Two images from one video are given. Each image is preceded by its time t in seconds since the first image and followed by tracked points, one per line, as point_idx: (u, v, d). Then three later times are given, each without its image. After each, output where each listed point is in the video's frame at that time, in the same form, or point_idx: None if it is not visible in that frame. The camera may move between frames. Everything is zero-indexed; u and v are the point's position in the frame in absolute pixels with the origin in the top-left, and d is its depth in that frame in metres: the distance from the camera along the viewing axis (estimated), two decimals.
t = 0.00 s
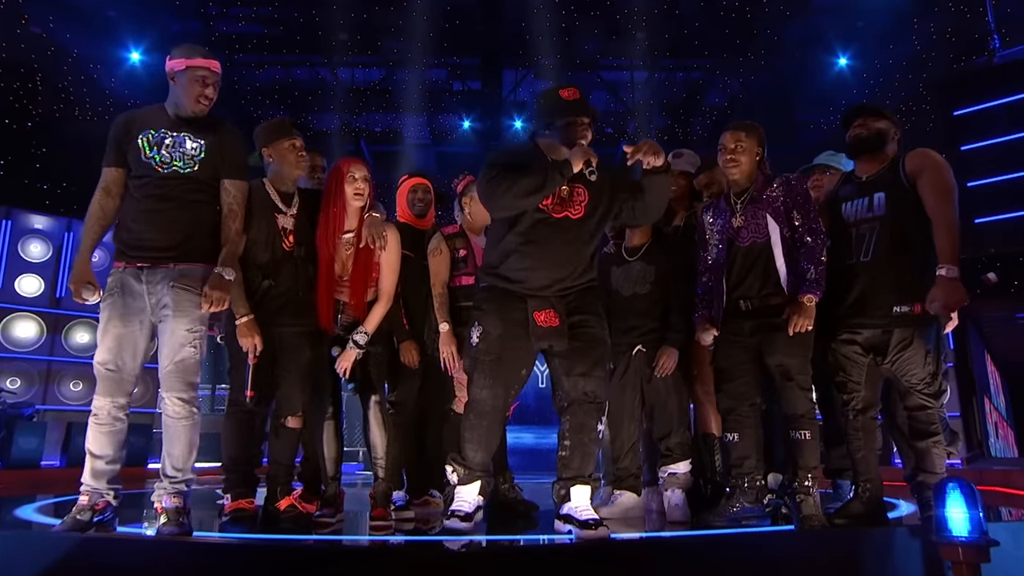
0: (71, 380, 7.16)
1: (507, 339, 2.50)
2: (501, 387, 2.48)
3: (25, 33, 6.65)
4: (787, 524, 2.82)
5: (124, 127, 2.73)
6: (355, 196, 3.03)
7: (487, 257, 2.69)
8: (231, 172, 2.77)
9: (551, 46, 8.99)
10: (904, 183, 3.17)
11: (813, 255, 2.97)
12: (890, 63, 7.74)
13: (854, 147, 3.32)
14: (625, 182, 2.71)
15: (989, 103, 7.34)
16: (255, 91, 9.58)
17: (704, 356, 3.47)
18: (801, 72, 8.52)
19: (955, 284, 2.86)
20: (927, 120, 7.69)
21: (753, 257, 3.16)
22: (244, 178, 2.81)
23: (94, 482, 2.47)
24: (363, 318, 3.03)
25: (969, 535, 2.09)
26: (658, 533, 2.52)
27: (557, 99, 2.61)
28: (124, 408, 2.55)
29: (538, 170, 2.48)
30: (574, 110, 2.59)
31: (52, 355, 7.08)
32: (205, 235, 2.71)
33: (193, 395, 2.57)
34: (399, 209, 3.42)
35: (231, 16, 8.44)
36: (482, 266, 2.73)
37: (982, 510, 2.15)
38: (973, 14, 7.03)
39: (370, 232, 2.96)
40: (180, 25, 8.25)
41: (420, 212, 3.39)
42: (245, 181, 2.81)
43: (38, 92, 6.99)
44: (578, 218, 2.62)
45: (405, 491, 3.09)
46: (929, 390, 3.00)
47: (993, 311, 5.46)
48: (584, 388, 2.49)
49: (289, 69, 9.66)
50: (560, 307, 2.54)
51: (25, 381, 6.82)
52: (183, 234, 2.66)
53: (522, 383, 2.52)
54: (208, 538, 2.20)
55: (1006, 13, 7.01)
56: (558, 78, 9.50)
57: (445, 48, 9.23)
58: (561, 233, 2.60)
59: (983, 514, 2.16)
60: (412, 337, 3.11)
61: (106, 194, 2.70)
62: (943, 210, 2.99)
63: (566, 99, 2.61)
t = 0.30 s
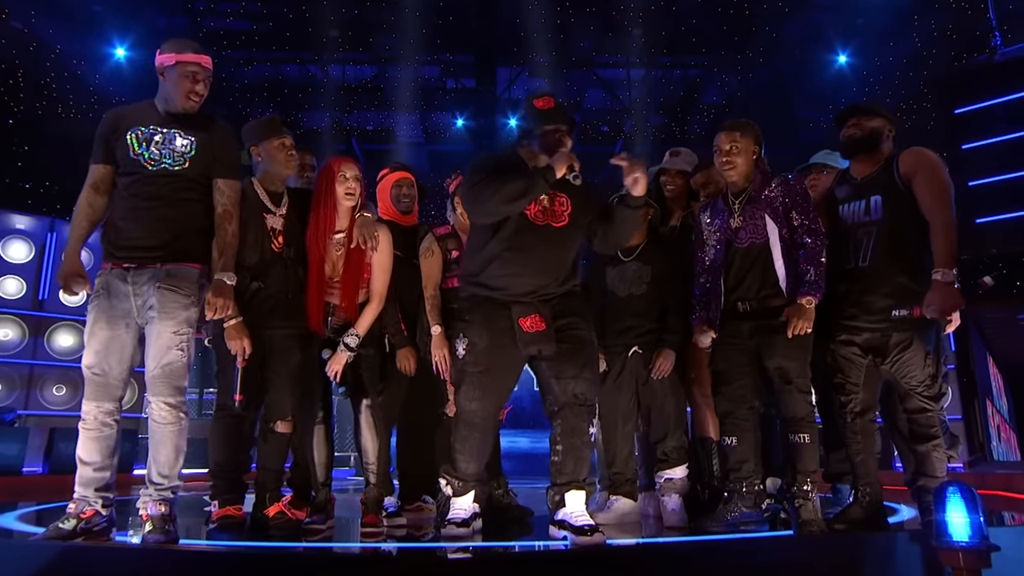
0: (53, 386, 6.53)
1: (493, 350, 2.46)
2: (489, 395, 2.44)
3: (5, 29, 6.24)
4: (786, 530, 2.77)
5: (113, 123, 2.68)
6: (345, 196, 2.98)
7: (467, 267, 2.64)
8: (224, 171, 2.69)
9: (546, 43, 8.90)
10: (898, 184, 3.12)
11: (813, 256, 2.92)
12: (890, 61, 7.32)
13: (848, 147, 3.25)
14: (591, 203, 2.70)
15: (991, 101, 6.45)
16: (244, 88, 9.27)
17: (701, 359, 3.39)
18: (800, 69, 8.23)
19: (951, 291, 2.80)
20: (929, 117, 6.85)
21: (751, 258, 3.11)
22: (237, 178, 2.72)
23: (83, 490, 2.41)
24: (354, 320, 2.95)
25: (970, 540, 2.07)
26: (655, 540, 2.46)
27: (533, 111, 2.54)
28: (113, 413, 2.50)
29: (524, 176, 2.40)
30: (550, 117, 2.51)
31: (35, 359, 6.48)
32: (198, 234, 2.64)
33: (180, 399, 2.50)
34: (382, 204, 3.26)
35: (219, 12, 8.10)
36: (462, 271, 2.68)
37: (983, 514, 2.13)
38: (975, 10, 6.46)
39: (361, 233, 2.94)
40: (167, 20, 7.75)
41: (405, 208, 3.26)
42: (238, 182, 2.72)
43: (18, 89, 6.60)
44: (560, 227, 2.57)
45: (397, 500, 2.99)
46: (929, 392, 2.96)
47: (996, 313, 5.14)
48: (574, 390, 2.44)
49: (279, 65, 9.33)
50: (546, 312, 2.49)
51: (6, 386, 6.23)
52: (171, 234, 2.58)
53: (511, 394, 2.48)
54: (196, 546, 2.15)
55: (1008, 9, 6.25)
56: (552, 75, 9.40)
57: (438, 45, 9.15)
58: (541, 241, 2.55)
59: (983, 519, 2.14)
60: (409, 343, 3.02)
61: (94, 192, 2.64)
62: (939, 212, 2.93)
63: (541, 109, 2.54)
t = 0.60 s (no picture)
0: (33, 390, 5.34)
1: (465, 351, 2.43)
2: (466, 398, 2.42)
3: None
4: (785, 539, 2.72)
5: (92, 121, 2.60)
6: (336, 195, 2.91)
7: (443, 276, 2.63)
8: (206, 169, 2.62)
9: (542, 41, 8.73)
10: (888, 190, 3.06)
11: (813, 258, 2.87)
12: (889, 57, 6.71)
13: (838, 155, 3.19)
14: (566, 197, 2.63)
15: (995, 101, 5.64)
16: (232, 84, 9.11)
17: (699, 364, 3.32)
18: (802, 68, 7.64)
19: (926, 300, 2.77)
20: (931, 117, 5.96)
21: (750, 259, 3.04)
22: (219, 178, 2.66)
23: (64, 498, 2.33)
24: (344, 323, 2.88)
25: (972, 548, 2.12)
26: (652, 547, 2.40)
27: (489, 108, 2.65)
28: (95, 419, 2.42)
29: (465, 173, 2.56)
30: (500, 110, 2.60)
31: (12, 365, 5.29)
32: (182, 234, 2.57)
33: (165, 404, 2.42)
34: (371, 204, 3.19)
35: (206, 6, 7.74)
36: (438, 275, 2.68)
37: (985, 523, 2.17)
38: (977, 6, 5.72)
39: (351, 233, 2.83)
40: (151, 16, 7.38)
41: (395, 208, 3.18)
42: (222, 180, 2.66)
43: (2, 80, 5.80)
44: (524, 222, 2.53)
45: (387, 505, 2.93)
46: (933, 396, 2.90)
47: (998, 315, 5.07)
48: (551, 394, 2.40)
49: (268, 62, 9.12)
50: (515, 312, 2.47)
51: None
52: (154, 235, 2.51)
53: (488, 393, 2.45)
54: (180, 555, 2.08)
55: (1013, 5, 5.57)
56: (548, 73, 9.30)
57: (431, 42, 9.04)
58: (506, 237, 2.51)
59: (985, 527, 2.19)
60: (402, 352, 2.95)
61: (73, 194, 2.56)
62: (927, 216, 2.88)
63: (494, 106, 2.64)
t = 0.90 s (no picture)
0: None
1: (450, 352, 2.38)
2: (451, 401, 2.35)
3: None
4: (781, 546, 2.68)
5: (56, 115, 2.50)
6: (316, 192, 2.81)
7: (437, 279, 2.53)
8: (175, 163, 2.51)
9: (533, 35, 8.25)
10: (881, 196, 2.96)
11: (805, 259, 2.80)
12: (892, 57, 5.77)
13: (830, 168, 3.12)
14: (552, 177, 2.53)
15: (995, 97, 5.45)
16: (211, 78, 8.49)
17: (692, 367, 3.24)
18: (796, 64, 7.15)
19: (903, 308, 2.69)
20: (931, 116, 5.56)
21: (740, 260, 2.96)
22: (191, 170, 2.55)
23: (31, 508, 2.24)
24: (326, 324, 2.80)
25: (969, 557, 2.13)
26: (645, 558, 2.31)
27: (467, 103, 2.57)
28: (63, 426, 2.33)
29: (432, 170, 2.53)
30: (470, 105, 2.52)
31: None
32: (150, 232, 2.48)
33: (136, 410, 2.34)
34: (358, 205, 3.08)
35: None
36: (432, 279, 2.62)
37: (982, 530, 2.18)
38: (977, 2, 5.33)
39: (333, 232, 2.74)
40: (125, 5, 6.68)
41: (381, 208, 3.07)
42: (191, 175, 2.54)
43: None
44: (500, 213, 2.46)
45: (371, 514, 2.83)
46: (929, 400, 2.84)
47: (999, 318, 5.10)
48: (539, 400, 2.31)
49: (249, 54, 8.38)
50: (496, 310, 2.37)
51: None
52: (122, 233, 2.40)
53: (474, 399, 2.37)
54: (148, 568, 1.99)
55: None
56: (539, 69, 8.78)
57: (419, 35, 8.39)
58: (488, 233, 2.44)
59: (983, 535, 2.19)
60: (383, 354, 2.85)
61: (36, 193, 2.46)
62: (913, 223, 2.78)
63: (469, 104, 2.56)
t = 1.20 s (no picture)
0: None
1: (454, 351, 2.32)
2: (451, 403, 2.28)
3: None
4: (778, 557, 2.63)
5: (18, 110, 2.41)
6: (298, 191, 2.72)
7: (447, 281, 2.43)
8: (143, 158, 2.41)
9: (523, 29, 7.56)
10: (882, 197, 2.87)
11: (801, 261, 2.72)
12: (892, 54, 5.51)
13: (833, 164, 3.02)
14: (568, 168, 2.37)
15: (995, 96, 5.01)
16: (191, 71, 7.83)
17: (685, 371, 3.12)
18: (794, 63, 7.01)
19: (916, 312, 2.62)
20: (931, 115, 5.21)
21: (735, 262, 2.86)
22: (161, 166, 2.45)
23: None
24: (308, 327, 2.71)
25: (969, 568, 2.05)
26: (640, 570, 2.22)
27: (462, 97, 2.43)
28: (28, 434, 2.22)
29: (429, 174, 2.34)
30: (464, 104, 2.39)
31: None
32: (120, 232, 2.38)
33: (106, 416, 2.24)
34: (343, 203, 2.93)
35: None
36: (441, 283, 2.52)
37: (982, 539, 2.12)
38: None
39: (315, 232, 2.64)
40: None
41: (368, 207, 2.93)
42: (162, 172, 2.44)
43: None
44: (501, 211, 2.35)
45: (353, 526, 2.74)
46: (926, 406, 2.77)
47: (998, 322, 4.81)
48: (541, 405, 2.22)
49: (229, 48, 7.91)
50: (500, 312, 2.29)
51: None
52: (90, 232, 2.31)
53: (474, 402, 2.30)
54: None
55: None
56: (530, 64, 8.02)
57: (406, 28, 7.83)
58: (488, 233, 2.35)
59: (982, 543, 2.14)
60: (367, 356, 2.75)
61: None
62: (918, 226, 2.70)
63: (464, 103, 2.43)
